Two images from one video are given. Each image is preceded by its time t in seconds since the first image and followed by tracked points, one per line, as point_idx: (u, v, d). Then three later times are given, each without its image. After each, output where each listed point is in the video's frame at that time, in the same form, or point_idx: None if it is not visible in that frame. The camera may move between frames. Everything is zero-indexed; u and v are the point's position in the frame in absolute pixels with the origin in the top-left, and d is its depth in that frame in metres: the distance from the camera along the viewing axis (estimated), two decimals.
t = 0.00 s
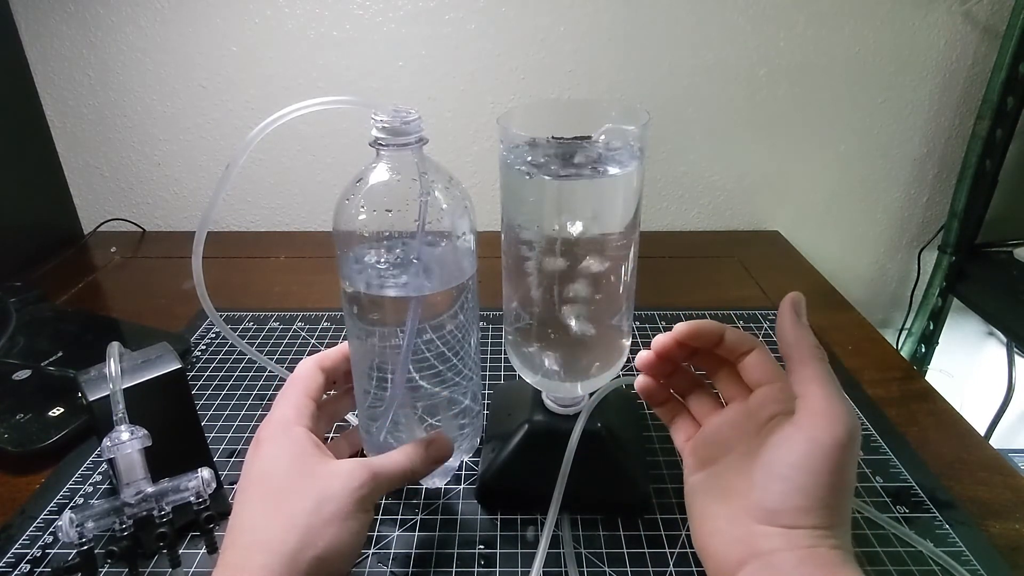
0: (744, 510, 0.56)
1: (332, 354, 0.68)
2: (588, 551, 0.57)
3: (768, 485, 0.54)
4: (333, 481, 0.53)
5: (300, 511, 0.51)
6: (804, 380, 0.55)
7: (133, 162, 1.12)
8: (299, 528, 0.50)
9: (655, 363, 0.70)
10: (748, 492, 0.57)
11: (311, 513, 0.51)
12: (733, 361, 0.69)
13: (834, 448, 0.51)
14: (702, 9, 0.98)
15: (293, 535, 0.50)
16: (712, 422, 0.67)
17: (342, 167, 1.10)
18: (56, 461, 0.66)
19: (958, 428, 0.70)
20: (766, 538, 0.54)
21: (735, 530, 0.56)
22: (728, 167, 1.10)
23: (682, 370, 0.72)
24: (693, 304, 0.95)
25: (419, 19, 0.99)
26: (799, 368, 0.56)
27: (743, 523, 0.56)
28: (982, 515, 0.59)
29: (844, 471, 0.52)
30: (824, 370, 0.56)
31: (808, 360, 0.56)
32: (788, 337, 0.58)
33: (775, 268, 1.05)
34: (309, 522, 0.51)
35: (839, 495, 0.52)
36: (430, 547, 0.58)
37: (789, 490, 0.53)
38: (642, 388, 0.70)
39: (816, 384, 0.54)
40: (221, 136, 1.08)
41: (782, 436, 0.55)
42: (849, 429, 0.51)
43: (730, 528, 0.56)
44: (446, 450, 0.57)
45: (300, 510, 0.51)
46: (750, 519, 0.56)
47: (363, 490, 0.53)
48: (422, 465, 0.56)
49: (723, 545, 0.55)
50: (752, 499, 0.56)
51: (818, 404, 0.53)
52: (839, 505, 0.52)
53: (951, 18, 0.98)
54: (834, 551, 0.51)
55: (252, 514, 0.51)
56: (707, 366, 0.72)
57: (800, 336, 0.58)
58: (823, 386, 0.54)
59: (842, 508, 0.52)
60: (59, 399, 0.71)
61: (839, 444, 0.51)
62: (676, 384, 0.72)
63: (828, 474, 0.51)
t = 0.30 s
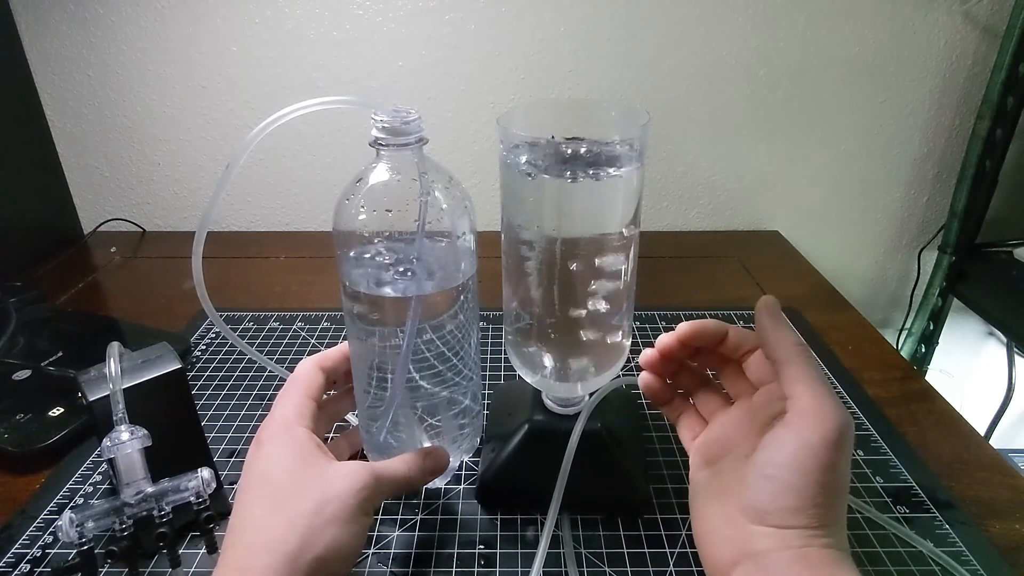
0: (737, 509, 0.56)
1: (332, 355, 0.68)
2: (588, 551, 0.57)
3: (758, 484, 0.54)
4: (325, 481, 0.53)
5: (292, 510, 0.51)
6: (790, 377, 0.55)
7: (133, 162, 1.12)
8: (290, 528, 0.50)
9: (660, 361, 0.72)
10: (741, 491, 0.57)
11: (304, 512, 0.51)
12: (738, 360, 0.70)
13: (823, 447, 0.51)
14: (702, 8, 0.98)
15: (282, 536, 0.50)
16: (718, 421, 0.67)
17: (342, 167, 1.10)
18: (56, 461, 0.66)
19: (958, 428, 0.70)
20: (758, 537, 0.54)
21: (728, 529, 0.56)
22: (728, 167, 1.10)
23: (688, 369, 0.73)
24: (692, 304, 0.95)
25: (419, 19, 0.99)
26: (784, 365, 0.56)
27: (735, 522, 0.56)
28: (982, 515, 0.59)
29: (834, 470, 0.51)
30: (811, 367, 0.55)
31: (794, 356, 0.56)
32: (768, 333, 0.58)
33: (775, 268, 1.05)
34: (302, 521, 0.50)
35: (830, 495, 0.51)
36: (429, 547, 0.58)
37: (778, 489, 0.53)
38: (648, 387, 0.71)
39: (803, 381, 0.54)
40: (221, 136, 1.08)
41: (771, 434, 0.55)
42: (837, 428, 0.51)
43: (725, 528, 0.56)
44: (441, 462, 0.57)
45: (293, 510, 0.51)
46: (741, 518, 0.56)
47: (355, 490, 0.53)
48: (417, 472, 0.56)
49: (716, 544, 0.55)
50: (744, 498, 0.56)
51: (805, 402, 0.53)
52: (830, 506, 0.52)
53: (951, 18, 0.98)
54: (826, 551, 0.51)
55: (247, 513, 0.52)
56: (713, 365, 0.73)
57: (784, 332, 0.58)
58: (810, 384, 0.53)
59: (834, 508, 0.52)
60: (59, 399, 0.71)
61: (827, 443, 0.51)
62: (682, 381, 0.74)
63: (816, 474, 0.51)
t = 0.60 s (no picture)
0: (736, 509, 0.56)
1: (332, 355, 0.68)
2: (588, 551, 0.57)
3: (754, 485, 0.54)
4: (321, 481, 0.53)
5: (289, 511, 0.51)
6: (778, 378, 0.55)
7: (133, 162, 1.12)
8: (287, 528, 0.50)
9: (661, 361, 0.73)
10: (739, 491, 0.57)
11: (302, 512, 0.51)
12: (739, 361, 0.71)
13: (814, 447, 0.50)
14: (702, 9, 0.98)
15: (280, 536, 0.50)
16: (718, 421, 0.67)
17: (342, 167, 1.10)
18: (57, 460, 0.66)
19: (958, 428, 0.70)
20: (757, 537, 0.54)
21: (727, 529, 0.56)
22: (728, 167, 1.10)
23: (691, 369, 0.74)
24: (692, 304, 0.95)
25: (419, 20, 0.99)
26: (770, 366, 0.56)
27: (734, 522, 0.56)
28: (982, 515, 0.59)
29: (829, 469, 0.51)
30: (796, 366, 0.55)
31: (780, 357, 0.56)
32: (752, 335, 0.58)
33: (775, 267, 1.05)
34: (299, 522, 0.50)
35: (826, 494, 0.51)
36: (429, 547, 0.58)
37: (774, 489, 0.53)
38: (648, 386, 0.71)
39: (792, 381, 0.54)
40: (221, 136, 1.08)
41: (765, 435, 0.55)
42: (828, 426, 0.51)
43: (724, 529, 0.56)
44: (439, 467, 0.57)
45: (290, 510, 0.51)
46: (740, 518, 0.56)
47: (351, 489, 0.53)
48: (414, 478, 0.56)
49: (716, 545, 0.56)
50: (742, 498, 0.56)
51: (794, 402, 0.53)
52: (828, 505, 0.51)
53: (951, 18, 0.98)
54: (825, 549, 0.51)
55: (246, 514, 0.52)
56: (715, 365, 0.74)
57: (767, 333, 0.58)
58: (798, 383, 0.53)
59: (831, 507, 0.52)
60: (59, 399, 0.71)
61: (819, 443, 0.50)
62: (685, 381, 0.75)
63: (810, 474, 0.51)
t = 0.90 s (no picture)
0: (738, 509, 0.56)
1: (332, 355, 0.68)
2: (588, 551, 0.57)
3: (758, 486, 0.54)
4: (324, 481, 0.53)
5: (291, 511, 0.51)
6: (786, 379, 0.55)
7: (133, 162, 1.12)
8: (290, 528, 0.50)
9: (667, 360, 0.70)
10: (741, 491, 0.57)
11: (302, 512, 0.51)
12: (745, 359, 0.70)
13: (821, 448, 0.50)
14: (702, 8, 0.98)
15: (281, 536, 0.50)
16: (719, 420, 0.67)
17: (342, 167, 1.10)
18: (56, 460, 0.66)
19: (958, 428, 0.70)
20: (759, 538, 0.54)
21: (728, 529, 0.56)
22: (728, 167, 1.10)
23: (695, 367, 0.73)
24: (692, 304, 0.95)
25: (419, 20, 0.99)
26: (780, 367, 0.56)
27: (736, 522, 0.56)
28: (982, 515, 0.59)
29: (835, 470, 0.51)
30: (805, 367, 0.55)
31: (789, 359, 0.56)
32: (762, 338, 0.59)
33: (775, 267, 1.05)
34: (301, 522, 0.51)
35: (831, 495, 0.51)
36: (429, 547, 0.58)
37: (779, 490, 0.52)
38: (648, 385, 0.70)
39: (800, 382, 0.54)
40: (221, 136, 1.08)
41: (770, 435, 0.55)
42: (836, 427, 0.51)
43: (726, 528, 0.56)
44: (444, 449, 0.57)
45: (291, 510, 0.51)
46: (743, 518, 0.55)
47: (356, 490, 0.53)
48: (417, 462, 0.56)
49: (717, 545, 0.55)
50: (745, 498, 0.56)
51: (802, 403, 0.53)
52: (832, 505, 0.51)
53: (951, 18, 0.98)
54: (827, 550, 0.51)
55: (246, 514, 0.52)
56: (721, 363, 0.73)
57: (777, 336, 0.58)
58: (806, 385, 0.53)
59: (836, 507, 0.52)
60: (59, 399, 0.71)
61: (826, 444, 0.50)
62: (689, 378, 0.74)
63: (816, 475, 0.51)
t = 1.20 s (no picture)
0: (744, 509, 0.56)
1: (332, 355, 0.68)
2: (588, 551, 0.57)
3: (766, 486, 0.54)
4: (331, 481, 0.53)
5: (294, 510, 0.51)
6: (806, 378, 0.54)
7: (133, 162, 1.12)
8: (296, 528, 0.50)
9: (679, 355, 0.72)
10: (747, 491, 0.57)
11: (302, 512, 0.51)
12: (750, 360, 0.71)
13: (833, 450, 0.50)
14: (702, 8, 0.98)
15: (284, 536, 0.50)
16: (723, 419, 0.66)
17: (342, 167, 1.10)
18: (56, 461, 0.66)
19: (958, 427, 0.70)
20: (766, 538, 0.53)
21: (733, 529, 0.56)
22: (728, 167, 1.10)
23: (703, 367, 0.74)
24: (692, 304, 0.95)
25: (419, 20, 0.99)
26: (801, 367, 0.55)
27: (741, 523, 0.55)
28: (982, 515, 0.59)
29: (848, 471, 0.51)
30: (825, 368, 0.55)
31: (810, 360, 0.56)
32: (786, 341, 0.58)
33: (775, 267, 1.05)
34: (302, 521, 0.50)
35: (840, 497, 0.51)
36: (430, 547, 0.58)
37: (787, 490, 0.52)
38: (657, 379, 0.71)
39: (819, 383, 0.53)
40: (221, 136, 1.08)
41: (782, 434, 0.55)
42: (850, 429, 0.50)
43: (730, 528, 0.56)
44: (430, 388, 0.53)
45: (295, 510, 0.51)
46: (749, 519, 0.55)
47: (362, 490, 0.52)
48: (410, 419, 0.53)
49: (720, 544, 0.55)
50: (752, 498, 0.56)
51: (818, 404, 0.52)
52: (840, 507, 0.51)
53: (951, 18, 0.98)
54: (834, 551, 0.51)
55: (246, 513, 0.51)
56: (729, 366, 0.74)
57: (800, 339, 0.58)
58: (825, 386, 0.53)
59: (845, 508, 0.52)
60: (59, 399, 0.71)
61: (839, 446, 0.50)
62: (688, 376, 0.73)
63: (826, 476, 0.51)
